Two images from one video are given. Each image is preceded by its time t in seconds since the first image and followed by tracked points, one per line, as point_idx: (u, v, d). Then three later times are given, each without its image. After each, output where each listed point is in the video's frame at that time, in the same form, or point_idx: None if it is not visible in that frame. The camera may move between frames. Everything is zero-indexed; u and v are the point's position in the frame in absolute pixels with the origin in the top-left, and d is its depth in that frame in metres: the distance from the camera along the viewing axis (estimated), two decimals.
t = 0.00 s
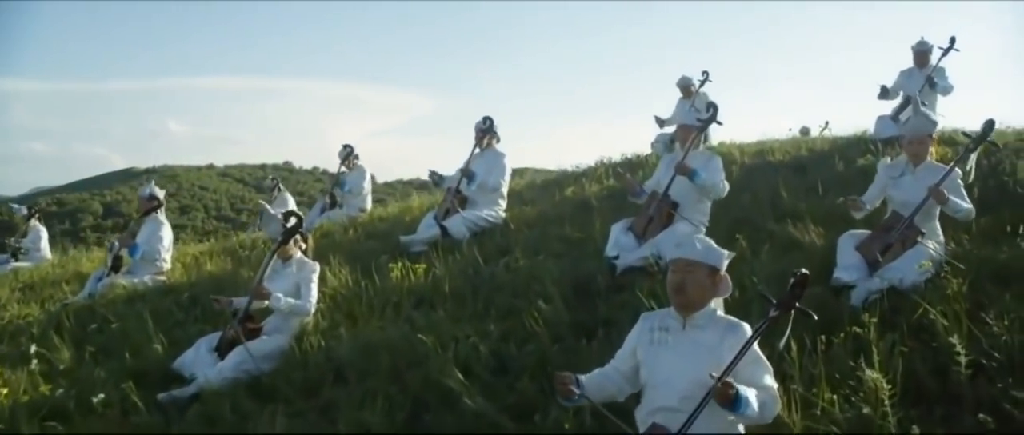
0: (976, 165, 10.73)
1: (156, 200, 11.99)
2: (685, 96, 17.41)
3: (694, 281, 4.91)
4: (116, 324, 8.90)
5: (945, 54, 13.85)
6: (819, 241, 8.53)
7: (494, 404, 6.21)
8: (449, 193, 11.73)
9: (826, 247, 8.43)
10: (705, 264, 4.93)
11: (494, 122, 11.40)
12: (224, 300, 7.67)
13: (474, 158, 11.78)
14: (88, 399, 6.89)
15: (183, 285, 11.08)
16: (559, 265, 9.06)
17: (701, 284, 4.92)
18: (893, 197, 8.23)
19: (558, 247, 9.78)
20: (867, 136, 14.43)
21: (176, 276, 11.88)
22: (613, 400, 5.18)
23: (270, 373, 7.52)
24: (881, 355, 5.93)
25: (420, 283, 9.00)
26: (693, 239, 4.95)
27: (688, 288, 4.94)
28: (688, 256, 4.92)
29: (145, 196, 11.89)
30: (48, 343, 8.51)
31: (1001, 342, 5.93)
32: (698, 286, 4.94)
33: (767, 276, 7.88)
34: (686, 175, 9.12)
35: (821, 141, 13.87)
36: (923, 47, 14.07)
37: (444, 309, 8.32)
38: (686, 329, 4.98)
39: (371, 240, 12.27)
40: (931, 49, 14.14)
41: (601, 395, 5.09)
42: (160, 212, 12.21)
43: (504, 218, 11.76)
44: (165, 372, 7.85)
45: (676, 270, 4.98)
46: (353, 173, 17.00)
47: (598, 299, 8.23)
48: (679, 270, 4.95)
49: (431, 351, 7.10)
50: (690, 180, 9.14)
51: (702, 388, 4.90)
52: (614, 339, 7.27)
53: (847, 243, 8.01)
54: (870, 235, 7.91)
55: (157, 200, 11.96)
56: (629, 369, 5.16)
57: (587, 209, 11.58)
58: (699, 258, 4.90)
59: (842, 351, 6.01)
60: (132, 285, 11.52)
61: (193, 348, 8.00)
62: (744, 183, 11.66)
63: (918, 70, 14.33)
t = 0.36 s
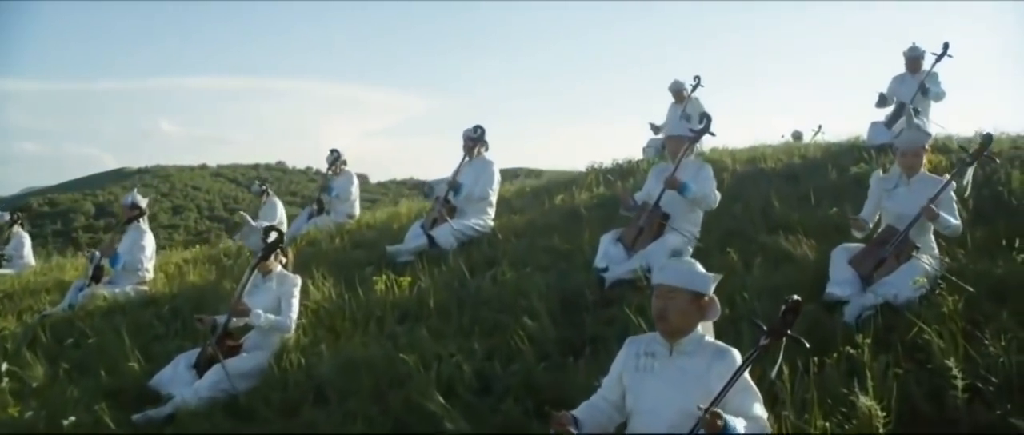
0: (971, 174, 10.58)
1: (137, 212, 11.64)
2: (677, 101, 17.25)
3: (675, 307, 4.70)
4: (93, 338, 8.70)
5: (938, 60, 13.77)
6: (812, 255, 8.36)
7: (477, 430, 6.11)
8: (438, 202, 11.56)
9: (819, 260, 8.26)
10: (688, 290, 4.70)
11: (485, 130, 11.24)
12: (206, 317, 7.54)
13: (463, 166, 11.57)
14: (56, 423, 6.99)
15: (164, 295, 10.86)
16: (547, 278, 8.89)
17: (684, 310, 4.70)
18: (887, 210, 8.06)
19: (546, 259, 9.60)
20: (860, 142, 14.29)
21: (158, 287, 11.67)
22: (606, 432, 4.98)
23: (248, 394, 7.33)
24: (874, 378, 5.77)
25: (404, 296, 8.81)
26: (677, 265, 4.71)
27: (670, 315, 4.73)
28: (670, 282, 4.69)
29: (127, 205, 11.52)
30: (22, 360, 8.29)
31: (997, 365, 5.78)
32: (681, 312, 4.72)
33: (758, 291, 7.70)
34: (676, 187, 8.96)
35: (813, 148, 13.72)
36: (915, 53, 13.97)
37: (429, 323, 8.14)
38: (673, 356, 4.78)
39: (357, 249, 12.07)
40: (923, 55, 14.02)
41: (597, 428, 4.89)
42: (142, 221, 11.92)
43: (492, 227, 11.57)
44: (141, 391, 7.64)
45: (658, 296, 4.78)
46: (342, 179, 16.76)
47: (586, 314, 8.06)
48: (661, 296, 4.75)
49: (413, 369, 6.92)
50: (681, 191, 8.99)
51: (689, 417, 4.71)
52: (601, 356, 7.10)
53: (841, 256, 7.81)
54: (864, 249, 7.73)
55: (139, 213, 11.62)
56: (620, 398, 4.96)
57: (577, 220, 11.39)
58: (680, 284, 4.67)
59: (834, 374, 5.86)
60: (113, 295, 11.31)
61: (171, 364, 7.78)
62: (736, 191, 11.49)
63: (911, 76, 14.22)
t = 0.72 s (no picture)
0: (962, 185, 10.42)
1: (113, 221, 11.39)
2: (666, 106, 17.08)
3: (651, 339, 4.55)
4: (62, 358, 8.47)
5: (927, 67, 13.66)
6: (801, 271, 8.18)
7: None
8: (421, 212, 11.35)
9: (808, 277, 8.08)
10: (664, 321, 4.55)
11: (470, 139, 11.01)
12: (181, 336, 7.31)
13: (447, 175, 11.34)
14: None
15: (139, 308, 10.61)
16: (529, 293, 8.69)
17: (660, 342, 4.55)
18: (877, 224, 7.88)
19: (531, 273, 9.41)
20: (850, 150, 14.13)
21: (134, 299, 11.41)
22: None
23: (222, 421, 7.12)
24: (864, 407, 5.60)
25: (384, 312, 8.60)
26: (655, 296, 4.60)
27: (647, 346, 4.58)
28: (645, 312, 4.58)
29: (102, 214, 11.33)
30: None
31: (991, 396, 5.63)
32: (657, 344, 4.57)
33: (747, 308, 7.51)
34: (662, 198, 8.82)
35: (802, 157, 13.58)
36: (901, 60, 13.84)
37: (409, 341, 7.94)
38: (654, 388, 4.60)
39: (339, 261, 11.85)
40: (909, 62, 13.91)
41: None
42: (119, 230, 11.65)
43: (477, 238, 11.34)
44: (110, 413, 7.42)
45: (635, 327, 4.64)
46: (326, 185, 16.48)
47: (570, 333, 7.87)
48: (637, 328, 4.61)
49: (391, 392, 6.73)
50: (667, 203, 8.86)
51: None
52: (584, 378, 6.91)
53: (830, 272, 7.63)
54: (854, 265, 7.57)
55: (115, 221, 11.38)
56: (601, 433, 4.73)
57: (563, 232, 11.18)
58: (653, 315, 4.54)
59: (822, 400, 5.68)
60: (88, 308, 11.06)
61: (142, 385, 7.55)
62: (724, 201, 11.31)
63: (898, 83, 14.12)
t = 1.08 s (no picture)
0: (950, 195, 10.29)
1: (89, 230, 11.14)
2: (652, 110, 16.92)
3: (630, 373, 4.35)
4: (30, 376, 8.25)
5: (914, 72, 13.53)
6: (788, 286, 8.02)
7: None
8: (403, 222, 11.16)
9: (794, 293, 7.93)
10: (643, 354, 4.34)
11: (451, 147, 10.89)
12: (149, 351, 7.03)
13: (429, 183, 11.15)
14: None
15: (113, 320, 10.39)
16: (511, 307, 8.50)
17: (639, 375, 4.36)
18: (863, 238, 7.73)
19: (513, 287, 9.23)
20: (837, 157, 14.00)
21: (109, 310, 11.19)
22: None
23: None
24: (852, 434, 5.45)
25: (362, 327, 8.40)
26: (634, 327, 4.38)
27: (625, 379, 4.38)
28: (623, 345, 4.36)
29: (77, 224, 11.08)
30: None
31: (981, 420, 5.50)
32: (636, 377, 4.37)
33: (732, 327, 7.36)
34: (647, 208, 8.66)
35: (788, 163, 13.44)
36: (886, 65, 13.72)
37: (388, 358, 7.76)
38: (634, 420, 4.41)
39: (319, 271, 11.64)
40: (895, 66, 13.79)
41: None
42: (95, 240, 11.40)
43: (459, 247, 11.16)
44: None
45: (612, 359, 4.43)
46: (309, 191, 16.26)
47: (553, 350, 7.70)
48: (615, 361, 4.39)
49: (367, 414, 6.55)
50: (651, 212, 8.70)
51: None
52: (565, 398, 6.74)
53: (817, 289, 7.45)
54: (841, 281, 7.43)
55: (91, 230, 11.13)
56: None
57: (547, 242, 11.01)
58: (632, 350, 4.32)
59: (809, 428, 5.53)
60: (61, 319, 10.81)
61: (112, 405, 7.31)
62: (710, 210, 11.16)
63: (883, 88, 13.98)
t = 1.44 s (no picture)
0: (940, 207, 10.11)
1: (66, 240, 10.85)
2: (640, 115, 16.73)
3: (608, 415, 4.12)
4: None
5: (903, 77, 13.37)
6: (777, 306, 7.84)
7: None
8: (383, 233, 10.91)
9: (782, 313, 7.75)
10: (624, 394, 4.10)
11: (433, 156, 10.69)
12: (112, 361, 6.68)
13: (410, 193, 10.92)
14: None
15: (86, 335, 10.14)
16: (492, 324, 8.28)
17: (618, 418, 4.12)
18: (850, 254, 7.53)
19: (495, 302, 9.02)
20: (826, 164, 13.83)
21: (84, 323, 10.96)
22: None
23: None
24: None
25: (339, 344, 8.17)
26: (610, 365, 4.15)
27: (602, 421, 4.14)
28: (601, 384, 4.12)
29: (54, 235, 10.78)
30: None
31: None
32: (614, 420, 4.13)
33: (719, 348, 7.19)
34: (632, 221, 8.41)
35: (777, 171, 13.25)
36: (876, 71, 13.55)
37: (367, 378, 7.58)
38: None
39: (299, 283, 11.41)
40: (885, 72, 13.62)
41: None
42: (72, 253, 11.11)
43: (442, 258, 10.94)
44: None
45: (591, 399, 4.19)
46: (292, 199, 15.99)
47: (535, 369, 7.52)
48: (593, 400, 4.16)
49: None
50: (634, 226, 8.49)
51: None
52: (547, 423, 6.54)
53: (805, 308, 7.20)
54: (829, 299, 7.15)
55: (68, 240, 10.84)
56: None
57: (531, 253, 10.80)
58: (612, 389, 4.09)
59: None
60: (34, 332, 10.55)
61: (81, 426, 7.07)
62: (697, 221, 10.96)
63: (872, 94, 13.81)
